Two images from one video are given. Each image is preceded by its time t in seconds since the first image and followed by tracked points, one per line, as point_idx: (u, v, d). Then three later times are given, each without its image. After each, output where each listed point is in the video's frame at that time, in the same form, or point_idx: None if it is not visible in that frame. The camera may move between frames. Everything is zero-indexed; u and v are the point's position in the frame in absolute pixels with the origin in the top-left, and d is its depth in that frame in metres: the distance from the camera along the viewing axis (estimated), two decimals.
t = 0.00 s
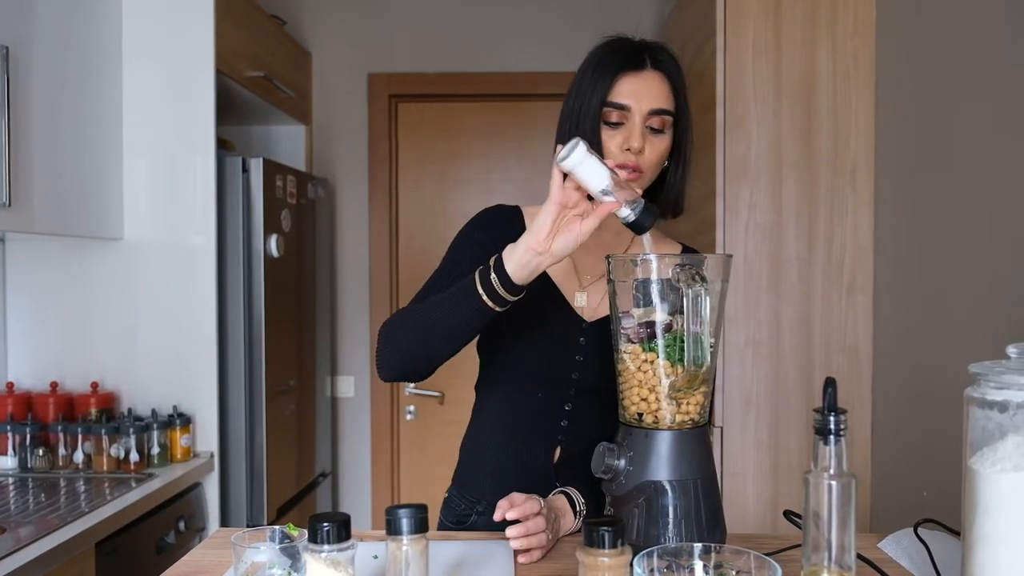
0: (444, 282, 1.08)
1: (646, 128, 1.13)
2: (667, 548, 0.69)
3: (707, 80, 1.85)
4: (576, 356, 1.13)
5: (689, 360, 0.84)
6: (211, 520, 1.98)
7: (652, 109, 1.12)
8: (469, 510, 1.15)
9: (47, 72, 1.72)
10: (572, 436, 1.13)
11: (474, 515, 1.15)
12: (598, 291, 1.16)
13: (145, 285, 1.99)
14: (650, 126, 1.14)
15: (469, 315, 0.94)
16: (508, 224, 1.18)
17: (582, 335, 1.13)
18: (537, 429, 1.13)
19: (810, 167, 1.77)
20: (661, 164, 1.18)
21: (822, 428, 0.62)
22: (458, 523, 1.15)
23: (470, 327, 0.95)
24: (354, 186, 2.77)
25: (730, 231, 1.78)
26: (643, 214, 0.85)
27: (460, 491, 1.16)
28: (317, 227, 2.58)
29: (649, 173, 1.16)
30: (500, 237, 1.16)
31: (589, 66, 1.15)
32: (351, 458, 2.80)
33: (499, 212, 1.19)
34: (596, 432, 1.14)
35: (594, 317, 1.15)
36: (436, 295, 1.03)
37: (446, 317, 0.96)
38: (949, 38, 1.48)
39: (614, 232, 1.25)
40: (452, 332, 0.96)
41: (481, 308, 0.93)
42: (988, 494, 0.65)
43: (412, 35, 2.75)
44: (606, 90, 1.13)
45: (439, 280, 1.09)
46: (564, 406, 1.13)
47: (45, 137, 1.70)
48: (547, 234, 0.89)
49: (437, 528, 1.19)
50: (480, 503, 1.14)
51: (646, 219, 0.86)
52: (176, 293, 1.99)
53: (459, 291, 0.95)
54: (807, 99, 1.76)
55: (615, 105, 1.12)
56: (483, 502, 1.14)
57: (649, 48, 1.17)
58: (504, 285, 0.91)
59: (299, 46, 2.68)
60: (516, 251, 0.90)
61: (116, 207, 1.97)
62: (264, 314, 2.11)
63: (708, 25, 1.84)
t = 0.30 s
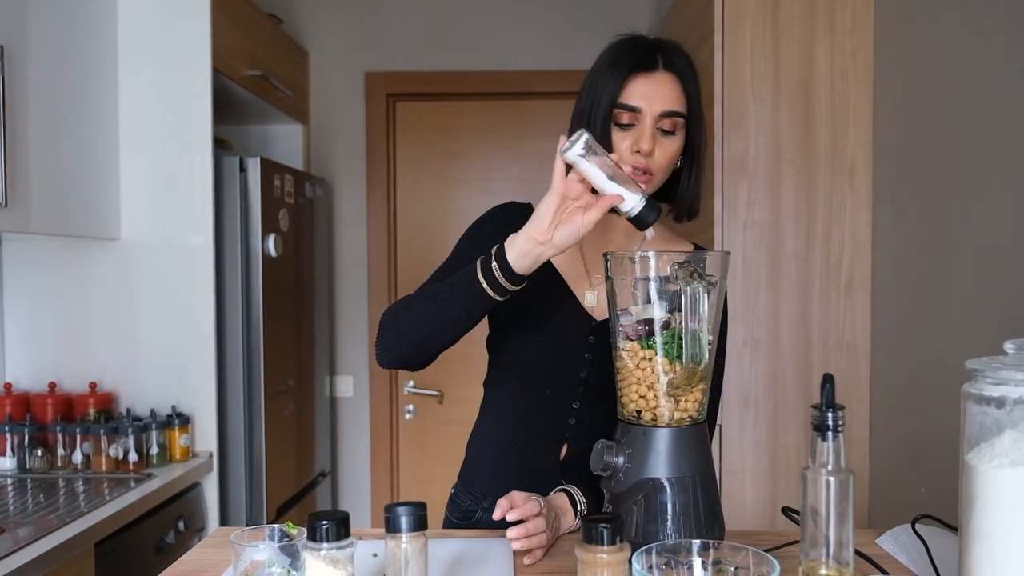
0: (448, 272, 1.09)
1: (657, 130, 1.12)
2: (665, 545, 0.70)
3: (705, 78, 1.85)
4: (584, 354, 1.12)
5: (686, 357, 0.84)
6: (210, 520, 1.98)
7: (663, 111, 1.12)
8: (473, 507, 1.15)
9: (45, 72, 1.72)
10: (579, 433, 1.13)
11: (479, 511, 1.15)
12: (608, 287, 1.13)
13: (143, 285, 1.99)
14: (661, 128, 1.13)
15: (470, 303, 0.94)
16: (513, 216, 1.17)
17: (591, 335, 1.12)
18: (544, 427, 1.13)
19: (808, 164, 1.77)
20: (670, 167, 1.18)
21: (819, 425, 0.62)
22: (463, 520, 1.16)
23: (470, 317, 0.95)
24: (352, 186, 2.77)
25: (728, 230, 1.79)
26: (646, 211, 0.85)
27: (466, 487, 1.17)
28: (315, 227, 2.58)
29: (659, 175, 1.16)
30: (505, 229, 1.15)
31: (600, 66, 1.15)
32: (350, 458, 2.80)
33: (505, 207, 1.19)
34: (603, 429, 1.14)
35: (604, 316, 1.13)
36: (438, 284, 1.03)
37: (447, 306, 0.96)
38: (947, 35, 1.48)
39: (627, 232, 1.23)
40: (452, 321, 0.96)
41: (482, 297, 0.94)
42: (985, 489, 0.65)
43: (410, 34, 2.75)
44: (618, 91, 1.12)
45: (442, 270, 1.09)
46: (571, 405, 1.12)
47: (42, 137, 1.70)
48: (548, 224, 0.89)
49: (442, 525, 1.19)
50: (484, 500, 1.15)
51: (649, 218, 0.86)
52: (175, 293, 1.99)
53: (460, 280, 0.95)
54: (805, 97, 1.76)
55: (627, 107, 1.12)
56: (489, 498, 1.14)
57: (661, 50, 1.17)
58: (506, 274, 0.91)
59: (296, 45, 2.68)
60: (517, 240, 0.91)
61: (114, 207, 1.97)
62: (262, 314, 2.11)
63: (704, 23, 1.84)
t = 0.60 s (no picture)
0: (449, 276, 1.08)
1: (656, 131, 1.12)
2: (663, 544, 0.70)
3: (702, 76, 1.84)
4: (583, 355, 1.12)
5: (683, 356, 0.84)
6: (207, 520, 1.98)
7: (663, 111, 1.12)
8: (471, 507, 1.15)
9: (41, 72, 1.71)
10: (577, 433, 1.13)
11: (476, 511, 1.15)
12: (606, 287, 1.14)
13: (139, 285, 1.99)
14: (660, 128, 1.13)
15: (473, 305, 0.94)
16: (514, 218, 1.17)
17: (590, 334, 1.12)
18: (542, 427, 1.12)
19: (805, 163, 1.77)
20: (669, 168, 1.17)
21: (817, 423, 0.62)
22: (460, 520, 1.16)
23: (473, 318, 0.95)
24: (349, 185, 2.77)
25: (725, 229, 1.79)
26: (640, 196, 0.88)
27: (463, 488, 1.17)
28: (312, 226, 2.58)
29: (659, 175, 1.15)
30: (505, 230, 1.15)
31: (600, 66, 1.15)
32: (347, 457, 2.80)
33: (507, 208, 1.19)
34: (601, 429, 1.14)
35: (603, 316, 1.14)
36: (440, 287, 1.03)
37: (449, 308, 0.96)
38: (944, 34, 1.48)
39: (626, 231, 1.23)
40: (455, 323, 0.96)
41: (485, 298, 0.93)
42: (982, 488, 0.65)
43: (407, 33, 2.75)
44: (617, 91, 1.12)
45: (443, 274, 1.09)
46: (570, 405, 1.12)
47: (38, 137, 1.70)
48: (549, 223, 0.90)
49: (439, 525, 1.19)
50: (482, 500, 1.14)
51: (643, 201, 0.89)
52: (172, 292, 1.99)
53: (462, 282, 0.95)
54: (802, 96, 1.76)
55: (626, 107, 1.12)
56: (486, 499, 1.14)
57: (660, 49, 1.16)
58: (509, 275, 0.91)
59: (293, 44, 2.67)
60: (519, 243, 0.90)
61: (111, 206, 1.96)
62: (260, 313, 2.11)
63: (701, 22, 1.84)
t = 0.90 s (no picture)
0: (445, 278, 1.08)
1: (650, 130, 1.12)
2: (660, 545, 0.70)
3: (699, 75, 1.84)
4: (580, 356, 1.12)
5: (680, 356, 0.83)
6: (203, 521, 1.97)
7: (657, 111, 1.11)
8: (467, 508, 1.15)
9: (37, 72, 1.71)
10: (574, 434, 1.12)
11: (473, 512, 1.14)
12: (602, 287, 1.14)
13: (135, 286, 1.98)
14: (654, 127, 1.13)
15: (470, 306, 0.93)
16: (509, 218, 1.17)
17: (586, 335, 1.12)
18: (539, 428, 1.12)
19: (802, 162, 1.77)
20: (664, 167, 1.17)
21: (814, 424, 0.62)
22: (457, 521, 1.15)
23: (471, 318, 0.94)
24: (346, 185, 2.77)
25: (722, 228, 1.79)
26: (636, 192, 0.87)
27: (459, 489, 1.16)
28: (309, 226, 2.57)
29: (653, 175, 1.15)
30: (500, 229, 1.15)
31: (593, 65, 1.15)
32: (345, 458, 2.79)
33: (502, 208, 1.19)
34: (599, 430, 1.14)
35: (598, 317, 1.13)
36: (436, 289, 1.03)
37: (446, 310, 0.95)
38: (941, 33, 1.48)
39: (622, 230, 1.23)
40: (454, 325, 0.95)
41: (482, 298, 0.93)
42: (979, 488, 0.65)
43: (404, 32, 2.74)
44: (611, 91, 1.12)
45: (439, 276, 1.08)
46: (567, 406, 1.12)
47: (34, 136, 1.69)
48: (542, 218, 0.90)
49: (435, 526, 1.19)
50: (479, 501, 1.14)
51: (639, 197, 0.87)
52: (169, 293, 1.98)
53: (458, 283, 0.94)
54: (799, 95, 1.76)
55: (620, 106, 1.12)
56: (482, 500, 1.14)
57: (653, 48, 1.16)
58: (506, 274, 0.91)
59: (289, 43, 2.67)
60: (512, 238, 0.90)
61: (107, 207, 1.96)
62: (256, 313, 2.10)
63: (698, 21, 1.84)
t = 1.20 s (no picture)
0: (441, 279, 1.08)
1: (645, 128, 1.11)
2: (657, 544, 0.69)
3: (697, 75, 1.84)
4: (577, 355, 1.12)
5: (678, 355, 0.84)
6: (201, 520, 1.97)
7: (652, 109, 1.11)
8: (464, 507, 1.15)
9: (34, 72, 1.70)
10: (570, 434, 1.12)
11: (470, 512, 1.14)
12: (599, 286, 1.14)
13: (133, 285, 1.98)
14: (649, 126, 1.12)
15: (469, 306, 0.93)
16: (505, 218, 1.17)
17: (583, 335, 1.12)
18: (535, 428, 1.12)
19: (800, 161, 1.77)
20: (660, 165, 1.16)
21: (811, 422, 0.62)
22: (454, 520, 1.15)
23: (470, 318, 0.94)
24: (344, 184, 2.76)
25: (720, 227, 1.79)
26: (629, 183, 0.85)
27: (456, 489, 1.16)
28: (306, 226, 2.57)
29: (649, 173, 1.14)
30: (495, 228, 1.14)
31: (588, 64, 1.15)
32: (342, 457, 2.79)
33: (498, 208, 1.19)
34: (595, 429, 1.14)
35: (595, 316, 1.13)
36: (433, 291, 1.02)
37: (445, 312, 0.95)
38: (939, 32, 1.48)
39: (618, 229, 1.22)
40: (453, 326, 0.95)
41: (481, 297, 0.93)
42: (977, 487, 0.65)
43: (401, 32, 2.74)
44: (605, 89, 1.12)
45: (435, 278, 1.08)
46: (563, 405, 1.12)
47: (33, 135, 1.69)
48: (537, 216, 0.90)
49: (432, 525, 1.19)
50: (476, 500, 1.14)
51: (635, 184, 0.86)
52: (166, 292, 1.98)
53: (456, 284, 0.94)
54: (797, 94, 1.76)
55: (614, 105, 1.11)
56: (479, 499, 1.14)
57: (648, 47, 1.16)
58: (502, 272, 0.90)
59: (287, 42, 2.66)
60: (507, 238, 0.91)
61: (104, 206, 1.95)
62: (254, 313, 2.10)
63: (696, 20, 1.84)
